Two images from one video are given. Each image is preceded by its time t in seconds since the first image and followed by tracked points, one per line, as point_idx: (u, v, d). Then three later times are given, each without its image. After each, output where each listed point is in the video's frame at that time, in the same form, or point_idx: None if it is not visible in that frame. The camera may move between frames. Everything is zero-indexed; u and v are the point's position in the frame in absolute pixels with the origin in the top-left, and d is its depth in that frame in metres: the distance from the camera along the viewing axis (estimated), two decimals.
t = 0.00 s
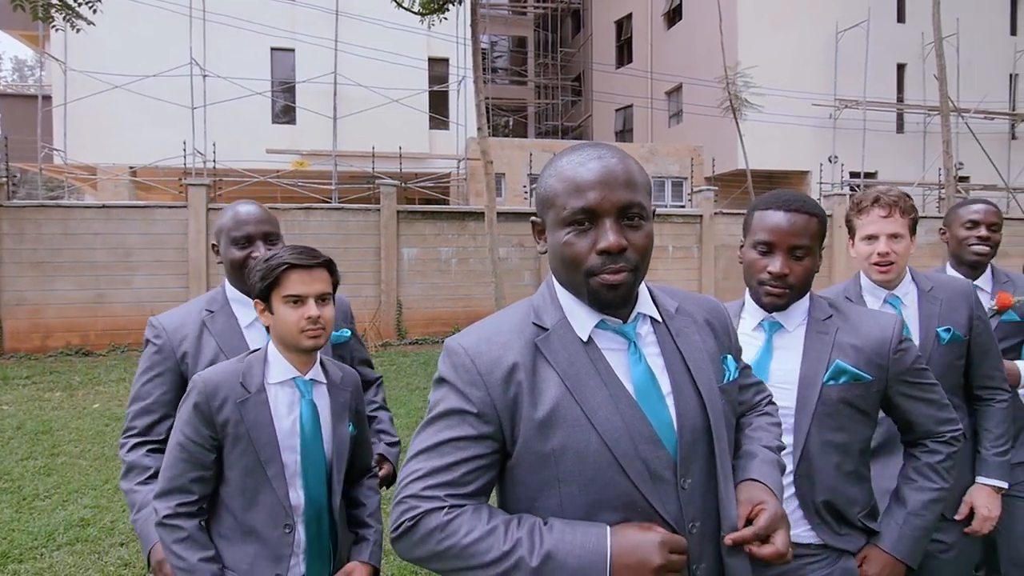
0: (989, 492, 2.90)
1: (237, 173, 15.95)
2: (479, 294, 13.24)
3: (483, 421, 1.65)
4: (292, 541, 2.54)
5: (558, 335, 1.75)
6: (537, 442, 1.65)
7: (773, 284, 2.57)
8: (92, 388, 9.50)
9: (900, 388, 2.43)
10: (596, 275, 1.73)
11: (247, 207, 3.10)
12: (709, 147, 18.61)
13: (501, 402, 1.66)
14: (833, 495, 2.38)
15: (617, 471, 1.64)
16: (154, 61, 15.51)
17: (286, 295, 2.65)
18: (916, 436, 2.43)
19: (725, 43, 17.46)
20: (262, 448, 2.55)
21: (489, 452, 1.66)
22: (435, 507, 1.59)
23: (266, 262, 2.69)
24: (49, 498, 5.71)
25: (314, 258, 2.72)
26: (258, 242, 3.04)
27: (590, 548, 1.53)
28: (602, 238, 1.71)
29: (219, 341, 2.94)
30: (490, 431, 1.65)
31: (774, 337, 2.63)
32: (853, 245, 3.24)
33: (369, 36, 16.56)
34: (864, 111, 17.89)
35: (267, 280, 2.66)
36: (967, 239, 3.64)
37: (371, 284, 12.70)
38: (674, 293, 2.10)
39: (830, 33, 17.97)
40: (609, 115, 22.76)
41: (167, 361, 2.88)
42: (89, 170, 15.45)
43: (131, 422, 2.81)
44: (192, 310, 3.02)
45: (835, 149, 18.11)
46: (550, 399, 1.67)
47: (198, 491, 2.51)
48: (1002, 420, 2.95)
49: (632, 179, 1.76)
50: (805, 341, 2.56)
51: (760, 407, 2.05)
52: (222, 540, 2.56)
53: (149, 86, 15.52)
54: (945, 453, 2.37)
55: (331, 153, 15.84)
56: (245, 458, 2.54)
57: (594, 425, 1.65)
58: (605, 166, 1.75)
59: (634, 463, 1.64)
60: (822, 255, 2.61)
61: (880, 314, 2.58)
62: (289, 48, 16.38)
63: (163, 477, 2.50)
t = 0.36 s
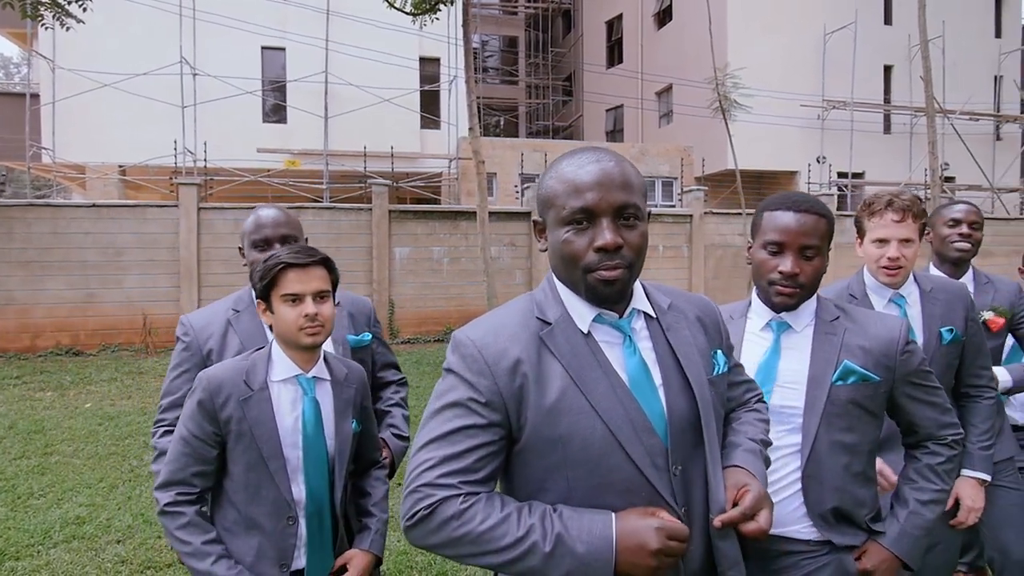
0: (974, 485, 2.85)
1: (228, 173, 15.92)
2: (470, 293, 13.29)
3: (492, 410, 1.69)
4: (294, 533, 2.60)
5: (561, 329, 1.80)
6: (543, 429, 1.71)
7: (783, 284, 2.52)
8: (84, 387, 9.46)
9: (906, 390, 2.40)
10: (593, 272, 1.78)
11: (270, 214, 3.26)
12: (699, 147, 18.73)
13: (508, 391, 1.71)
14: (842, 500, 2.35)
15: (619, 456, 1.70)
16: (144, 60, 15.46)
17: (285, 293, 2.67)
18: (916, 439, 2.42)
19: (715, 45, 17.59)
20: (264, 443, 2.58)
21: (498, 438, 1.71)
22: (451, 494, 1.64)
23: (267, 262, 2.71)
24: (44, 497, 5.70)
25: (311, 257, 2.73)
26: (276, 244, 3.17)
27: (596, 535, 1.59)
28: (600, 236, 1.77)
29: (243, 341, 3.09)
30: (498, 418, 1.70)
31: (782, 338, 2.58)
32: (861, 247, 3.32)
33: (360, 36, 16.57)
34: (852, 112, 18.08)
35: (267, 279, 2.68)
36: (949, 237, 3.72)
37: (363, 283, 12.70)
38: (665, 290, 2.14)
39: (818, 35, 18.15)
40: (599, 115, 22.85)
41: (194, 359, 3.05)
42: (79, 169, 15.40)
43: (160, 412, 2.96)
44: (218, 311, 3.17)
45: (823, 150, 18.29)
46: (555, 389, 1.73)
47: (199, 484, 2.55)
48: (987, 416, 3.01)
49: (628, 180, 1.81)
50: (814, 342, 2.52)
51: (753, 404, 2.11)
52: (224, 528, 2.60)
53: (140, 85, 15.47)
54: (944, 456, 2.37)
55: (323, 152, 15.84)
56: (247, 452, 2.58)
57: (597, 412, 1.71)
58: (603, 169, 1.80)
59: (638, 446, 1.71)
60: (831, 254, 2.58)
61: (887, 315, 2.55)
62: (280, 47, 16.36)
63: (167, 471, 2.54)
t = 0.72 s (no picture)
0: (959, 481, 2.98)
1: (219, 173, 15.89)
2: (462, 294, 13.32)
3: (498, 403, 1.74)
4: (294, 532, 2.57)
5: (562, 325, 1.84)
6: (550, 419, 1.76)
7: (787, 282, 2.50)
8: (74, 388, 9.43)
9: (905, 390, 2.42)
10: (588, 270, 1.83)
11: (281, 211, 3.34)
12: (688, 149, 18.85)
13: (514, 384, 1.75)
14: (839, 494, 2.36)
15: (623, 443, 1.76)
16: (133, 60, 15.40)
17: (279, 295, 2.62)
18: (910, 439, 2.44)
19: (705, 47, 17.71)
20: (262, 445, 2.56)
21: (505, 430, 1.75)
22: (465, 487, 1.67)
23: (260, 264, 2.68)
24: (37, 497, 5.68)
25: (304, 259, 2.68)
26: (284, 241, 3.25)
27: (606, 515, 1.66)
28: (595, 237, 1.82)
29: (253, 332, 3.18)
30: (503, 411, 1.74)
31: (783, 336, 2.56)
32: (868, 250, 3.33)
33: (352, 37, 16.60)
34: (839, 114, 18.25)
35: (261, 282, 2.64)
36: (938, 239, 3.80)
37: (355, 283, 12.71)
38: (657, 288, 2.17)
39: (806, 37, 18.33)
40: (590, 117, 22.95)
41: (206, 349, 3.15)
42: (68, 169, 15.34)
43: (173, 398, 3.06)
44: (231, 302, 3.28)
45: (811, 151, 18.46)
46: (560, 380, 1.78)
47: (201, 485, 2.54)
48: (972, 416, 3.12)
49: (621, 184, 1.86)
50: (814, 341, 2.51)
51: (739, 403, 2.14)
52: (229, 524, 2.58)
53: (129, 85, 15.41)
54: (938, 458, 2.39)
55: (313, 153, 15.85)
56: (245, 455, 2.56)
57: (599, 402, 1.77)
58: (598, 174, 1.86)
59: (642, 434, 1.78)
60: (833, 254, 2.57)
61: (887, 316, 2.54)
62: (271, 47, 16.33)
63: (171, 470, 2.52)
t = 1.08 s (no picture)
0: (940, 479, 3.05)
1: (206, 172, 15.82)
2: (452, 293, 13.35)
3: (495, 395, 1.77)
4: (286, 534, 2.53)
5: (554, 321, 1.88)
6: (545, 408, 1.80)
7: (783, 277, 2.52)
8: (62, 388, 9.34)
9: (893, 385, 2.44)
10: (578, 267, 1.87)
11: (277, 209, 3.34)
12: (676, 149, 18.98)
13: (510, 376, 1.79)
14: (826, 483, 2.42)
15: (614, 432, 1.81)
16: (120, 58, 15.30)
17: (265, 299, 2.55)
18: (896, 435, 2.47)
19: (692, 48, 17.83)
20: (252, 449, 2.51)
21: (502, 420, 1.78)
22: (465, 475, 1.71)
23: (246, 266, 2.61)
24: (26, 496, 5.58)
25: (289, 260, 2.61)
26: (280, 239, 3.27)
27: (598, 499, 1.71)
28: (585, 235, 1.86)
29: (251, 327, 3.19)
30: (500, 402, 1.78)
31: (776, 331, 2.60)
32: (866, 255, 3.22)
33: (341, 37, 16.60)
34: (824, 115, 18.44)
35: (245, 285, 2.57)
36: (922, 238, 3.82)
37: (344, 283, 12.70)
38: (643, 286, 2.21)
39: (792, 39, 18.51)
40: (578, 117, 23.03)
41: (204, 345, 3.18)
42: (52, 168, 15.20)
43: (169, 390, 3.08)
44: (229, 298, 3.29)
45: (797, 152, 18.63)
46: (554, 372, 1.82)
47: (195, 488, 2.52)
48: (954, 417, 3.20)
49: (611, 187, 1.91)
50: (805, 336, 2.55)
51: (720, 398, 2.20)
52: (224, 525, 2.55)
53: (115, 83, 15.31)
54: (922, 457, 2.42)
55: (302, 152, 15.82)
56: (237, 460, 2.52)
57: (591, 392, 1.82)
58: (588, 176, 1.90)
59: (632, 425, 1.83)
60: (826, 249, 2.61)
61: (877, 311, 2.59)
62: (259, 46, 16.28)
63: (165, 474, 2.51)
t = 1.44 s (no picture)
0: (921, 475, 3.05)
1: (194, 170, 15.74)
2: (441, 291, 13.36)
3: (488, 385, 1.79)
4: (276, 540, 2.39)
5: (546, 316, 1.90)
6: (535, 397, 1.83)
7: (774, 274, 2.41)
8: (49, 387, 9.24)
9: (876, 381, 2.36)
10: (568, 265, 1.88)
11: (261, 210, 3.33)
12: (664, 148, 19.11)
13: (503, 368, 1.81)
14: (811, 476, 2.33)
15: (601, 422, 1.84)
16: (107, 56, 15.21)
17: (247, 303, 2.40)
18: (879, 432, 2.40)
19: (680, 48, 17.95)
20: (239, 455, 2.37)
21: (494, 409, 1.81)
22: (458, 462, 1.74)
23: (226, 270, 2.45)
24: (16, 496, 5.05)
25: (272, 263, 2.44)
26: (264, 240, 3.25)
27: (584, 484, 1.75)
28: (574, 234, 1.87)
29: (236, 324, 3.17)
30: (493, 392, 1.80)
31: (764, 328, 2.49)
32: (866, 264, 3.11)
33: (330, 35, 16.57)
34: (810, 115, 18.62)
35: (226, 290, 2.41)
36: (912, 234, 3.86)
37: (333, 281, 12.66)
38: (630, 282, 2.24)
39: (778, 39, 18.67)
40: (567, 116, 23.12)
41: (189, 344, 3.17)
42: (39, 166, 15.09)
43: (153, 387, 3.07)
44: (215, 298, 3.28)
45: (783, 151, 18.82)
46: (545, 364, 1.84)
47: (181, 495, 2.36)
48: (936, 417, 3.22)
49: (600, 188, 1.92)
50: (793, 333, 2.44)
51: (703, 388, 2.21)
52: (211, 532, 2.39)
53: (102, 81, 15.20)
54: (905, 453, 2.34)
55: (290, 150, 15.79)
56: (224, 468, 2.37)
57: (580, 383, 1.84)
58: (578, 177, 1.90)
59: (618, 415, 1.86)
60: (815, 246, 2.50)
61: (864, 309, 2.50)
62: (247, 44, 16.19)
63: (150, 481, 2.35)
